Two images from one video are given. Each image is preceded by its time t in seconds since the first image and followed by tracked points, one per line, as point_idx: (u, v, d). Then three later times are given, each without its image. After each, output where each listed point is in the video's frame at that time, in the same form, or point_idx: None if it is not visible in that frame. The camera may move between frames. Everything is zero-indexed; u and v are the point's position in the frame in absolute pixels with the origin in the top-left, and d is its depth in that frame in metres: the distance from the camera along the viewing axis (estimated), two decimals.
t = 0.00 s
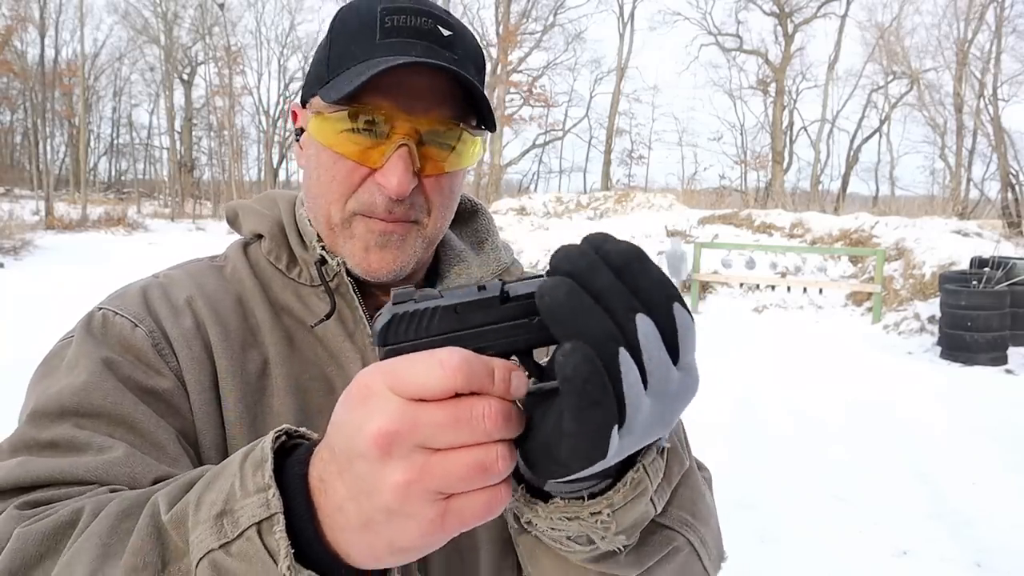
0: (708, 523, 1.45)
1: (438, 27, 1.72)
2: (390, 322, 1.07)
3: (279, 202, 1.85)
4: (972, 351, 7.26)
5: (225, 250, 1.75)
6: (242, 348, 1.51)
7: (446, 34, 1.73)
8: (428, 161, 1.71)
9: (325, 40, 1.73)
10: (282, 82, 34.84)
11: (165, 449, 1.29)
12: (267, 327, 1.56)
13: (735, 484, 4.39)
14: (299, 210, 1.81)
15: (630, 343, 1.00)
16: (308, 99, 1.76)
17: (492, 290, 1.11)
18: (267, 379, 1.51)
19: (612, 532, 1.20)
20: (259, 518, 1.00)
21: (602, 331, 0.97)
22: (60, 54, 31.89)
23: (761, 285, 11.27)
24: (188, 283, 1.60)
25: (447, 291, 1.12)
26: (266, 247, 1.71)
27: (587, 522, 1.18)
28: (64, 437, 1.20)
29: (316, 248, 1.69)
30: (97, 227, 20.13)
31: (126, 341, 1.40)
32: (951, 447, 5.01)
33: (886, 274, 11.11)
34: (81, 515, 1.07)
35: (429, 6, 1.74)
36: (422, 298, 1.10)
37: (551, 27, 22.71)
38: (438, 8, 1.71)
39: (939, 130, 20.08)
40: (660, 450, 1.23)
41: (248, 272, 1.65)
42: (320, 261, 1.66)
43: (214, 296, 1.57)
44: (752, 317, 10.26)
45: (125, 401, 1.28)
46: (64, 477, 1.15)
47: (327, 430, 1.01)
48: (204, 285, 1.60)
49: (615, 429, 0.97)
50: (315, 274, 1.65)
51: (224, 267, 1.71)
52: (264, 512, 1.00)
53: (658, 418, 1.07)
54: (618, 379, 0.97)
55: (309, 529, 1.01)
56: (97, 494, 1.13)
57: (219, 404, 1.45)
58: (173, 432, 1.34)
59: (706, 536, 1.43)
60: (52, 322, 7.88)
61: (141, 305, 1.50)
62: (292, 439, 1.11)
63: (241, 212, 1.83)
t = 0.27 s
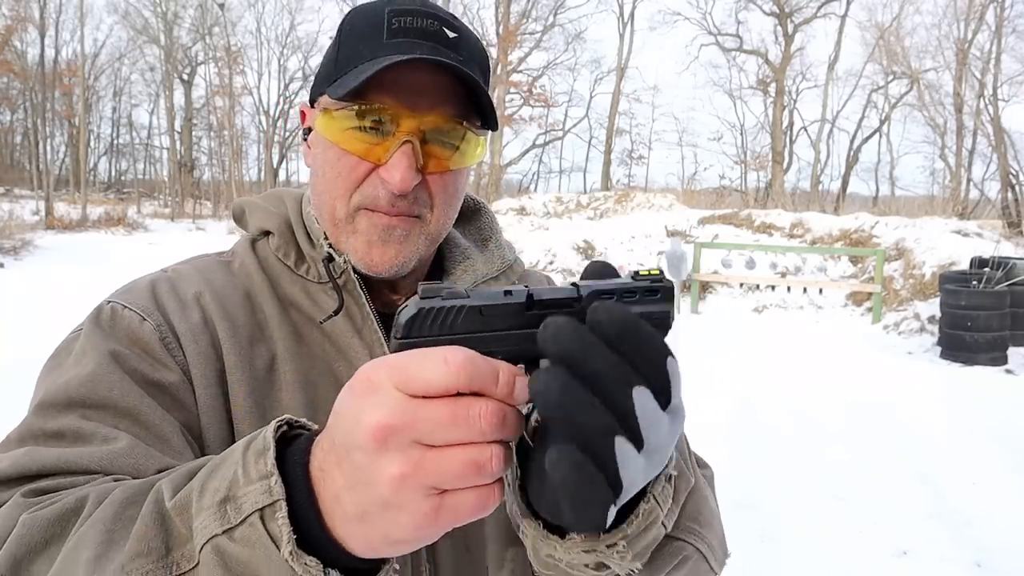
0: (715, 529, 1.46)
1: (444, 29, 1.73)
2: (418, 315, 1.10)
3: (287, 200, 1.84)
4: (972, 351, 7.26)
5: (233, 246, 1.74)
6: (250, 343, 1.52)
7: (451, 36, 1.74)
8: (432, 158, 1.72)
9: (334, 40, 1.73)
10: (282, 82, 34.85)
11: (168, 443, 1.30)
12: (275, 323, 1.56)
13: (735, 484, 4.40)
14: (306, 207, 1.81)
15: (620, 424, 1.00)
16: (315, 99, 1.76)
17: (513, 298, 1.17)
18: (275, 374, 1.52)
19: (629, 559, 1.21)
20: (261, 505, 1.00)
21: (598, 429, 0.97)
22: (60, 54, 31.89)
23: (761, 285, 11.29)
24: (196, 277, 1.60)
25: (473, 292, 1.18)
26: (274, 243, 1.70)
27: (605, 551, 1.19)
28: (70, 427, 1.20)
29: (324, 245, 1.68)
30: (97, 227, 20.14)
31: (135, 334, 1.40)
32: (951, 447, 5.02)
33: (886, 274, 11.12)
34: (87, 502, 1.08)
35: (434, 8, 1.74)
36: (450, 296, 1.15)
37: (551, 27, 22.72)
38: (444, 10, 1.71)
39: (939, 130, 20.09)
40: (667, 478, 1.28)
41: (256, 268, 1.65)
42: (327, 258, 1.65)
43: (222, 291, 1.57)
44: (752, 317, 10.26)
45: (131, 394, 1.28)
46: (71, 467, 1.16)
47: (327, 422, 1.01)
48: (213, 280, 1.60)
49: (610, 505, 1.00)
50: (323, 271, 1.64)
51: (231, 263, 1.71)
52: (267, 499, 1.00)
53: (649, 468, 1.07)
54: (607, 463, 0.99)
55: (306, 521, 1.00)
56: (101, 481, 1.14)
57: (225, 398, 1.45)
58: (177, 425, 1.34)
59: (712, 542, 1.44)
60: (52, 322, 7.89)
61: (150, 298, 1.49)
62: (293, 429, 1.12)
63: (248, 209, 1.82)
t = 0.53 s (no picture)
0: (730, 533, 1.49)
1: (477, 45, 1.72)
2: (459, 315, 1.21)
3: (300, 202, 1.85)
4: (972, 351, 7.28)
5: (245, 247, 1.77)
6: (263, 347, 1.54)
7: (483, 53, 1.73)
8: (438, 169, 1.74)
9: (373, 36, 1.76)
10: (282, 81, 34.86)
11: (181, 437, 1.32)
12: (288, 327, 1.58)
13: (736, 484, 4.41)
14: (318, 210, 1.82)
15: (624, 424, 1.00)
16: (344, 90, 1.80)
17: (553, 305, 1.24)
18: (287, 378, 1.54)
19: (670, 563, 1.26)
20: (270, 472, 1.00)
21: (600, 431, 0.98)
22: (60, 53, 31.89)
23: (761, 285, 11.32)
24: (211, 280, 1.62)
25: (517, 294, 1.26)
26: (286, 245, 1.72)
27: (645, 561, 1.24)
28: (84, 414, 1.22)
29: (331, 251, 1.68)
30: (97, 227, 20.15)
31: (149, 332, 1.41)
32: (952, 447, 5.04)
33: (886, 274, 11.14)
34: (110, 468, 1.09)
35: (470, 22, 1.74)
36: (494, 297, 1.25)
37: (551, 27, 22.73)
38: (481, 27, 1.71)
39: (939, 130, 20.11)
40: (696, 484, 1.35)
41: (268, 270, 1.67)
42: (334, 265, 1.65)
43: (237, 294, 1.59)
44: (752, 317, 10.28)
45: (142, 387, 1.30)
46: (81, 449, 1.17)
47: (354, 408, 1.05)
48: (228, 283, 1.62)
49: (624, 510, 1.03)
50: (330, 276, 1.65)
51: (244, 263, 1.73)
52: (277, 468, 1.00)
53: (660, 471, 1.07)
54: (616, 462, 0.99)
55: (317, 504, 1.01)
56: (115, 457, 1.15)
57: (234, 399, 1.47)
58: (186, 422, 1.36)
59: (731, 541, 1.46)
60: (53, 322, 7.91)
61: (166, 297, 1.51)
62: (308, 414, 1.13)
63: (258, 208, 1.83)
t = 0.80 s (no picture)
0: (754, 522, 1.48)
1: (488, 38, 1.72)
2: (502, 278, 1.55)
3: (313, 202, 1.84)
4: (972, 351, 7.28)
5: (256, 247, 1.75)
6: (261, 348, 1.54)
7: (494, 47, 1.74)
8: (462, 165, 1.73)
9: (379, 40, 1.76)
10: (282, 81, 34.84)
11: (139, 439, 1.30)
12: (293, 327, 1.58)
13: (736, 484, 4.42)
14: (334, 209, 1.80)
15: (663, 370, 1.16)
16: (354, 96, 1.80)
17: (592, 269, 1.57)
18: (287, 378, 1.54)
19: (701, 539, 1.29)
20: (128, 447, 0.97)
21: (638, 373, 1.13)
22: (60, 53, 31.89)
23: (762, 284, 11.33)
24: (212, 278, 1.62)
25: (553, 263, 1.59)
26: (298, 245, 1.71)
27: (675, 538, 1.28)
28: (53, 407, 1.25)
29: (349, 249, 1.67)
30: (97, 227, 20.14)
31: (136, 332, 1.42)
32: (952, 447, 5.05)
33: (886, 273, 11.15)
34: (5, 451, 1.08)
35: (480, 17, 1.75)
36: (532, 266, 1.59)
37: (551, 27, 22.70)
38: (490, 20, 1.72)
39: (939, 130, 20.11)
40: (724, 467, 1.36)
41: (278, 270, 1.66)
42: (353, 261, 1.65)
43: (240, 295, 1.58)
44: (752, 317, 10.29)
45: (108, 386, 1.32)
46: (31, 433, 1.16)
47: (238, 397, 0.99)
48: (229, 280, 1.62)
49: (668, 451, 1.16)
50: (348, 274, 1.64)
51: (253, 262, 1.72)
52: (133, 443, 0.97)
53: (702, 423, 1.21)
54: (659, 404, 1.15)
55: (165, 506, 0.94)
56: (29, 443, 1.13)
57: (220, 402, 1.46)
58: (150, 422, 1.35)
59: (753, 536, 1.45)
60: (54, 322, 7.92)
61: (164, 297, 1.52)
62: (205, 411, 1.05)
63: (272, 208, 1.82)
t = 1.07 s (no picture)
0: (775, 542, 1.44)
1: (436, 37, 1.59)
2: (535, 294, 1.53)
3: (307, 215, 1.76)
4: (972, 351, 7.26)
5: (249, 268, 1.69)
6: (254, 376, 1.49)
7: (446, 44, 1.60)
8: (438, 179, 1.61)
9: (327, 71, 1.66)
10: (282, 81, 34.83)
11: (104, 509, 1.27)
12: (285, 351, 1.52)
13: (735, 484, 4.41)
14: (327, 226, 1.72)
15: (694, 388, 1.18)
16: (316, 130, 1.69)
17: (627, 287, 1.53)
18: (282, 403, 1.49)
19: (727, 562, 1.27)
20: None
21: (669, 391, 1.15)
22: (60, 53, 31.89)
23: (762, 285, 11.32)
24: (199, 308, 1.54)
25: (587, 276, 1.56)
26: (292, 265, 1.64)
27: (701, 562, 1.25)
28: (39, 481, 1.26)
29: (339, 271, 1.60)
30: (97, 227, 20.14)
31: (113, 378, 1.37)
32: (952, 447, 5.03)
33: (886, 274, 11.14)
34: None
35: (427, 18, 1.61)
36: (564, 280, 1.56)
37: (551, 27, 22.71)
38: (433, 17, 1.58)
39: (939, 130, 20.12)
40: (750, 484, 1.36)
41: (270, 291, 1.60)
42: (342, 284, 1.58)
43: (226, 322, 1.52)
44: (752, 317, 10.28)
45: (81, 447, 1.30)
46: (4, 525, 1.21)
47: None
48: (216, 309, 1.54)
49: (699, 478, 1.17)
50: (338, 296, 1.57)
51: (245, 284, 1.65)
52: None
53: (729, 445, 1.23)
54: (689, 423, 1.16)
55: None
56: None
57: (213, 441, 1.41)
58: (125, 478, 1.31)
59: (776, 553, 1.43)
60: (53, 322, 7.92)
61: (146, 336, 1.45)
62: None
63: (268, 225, 1.76)
